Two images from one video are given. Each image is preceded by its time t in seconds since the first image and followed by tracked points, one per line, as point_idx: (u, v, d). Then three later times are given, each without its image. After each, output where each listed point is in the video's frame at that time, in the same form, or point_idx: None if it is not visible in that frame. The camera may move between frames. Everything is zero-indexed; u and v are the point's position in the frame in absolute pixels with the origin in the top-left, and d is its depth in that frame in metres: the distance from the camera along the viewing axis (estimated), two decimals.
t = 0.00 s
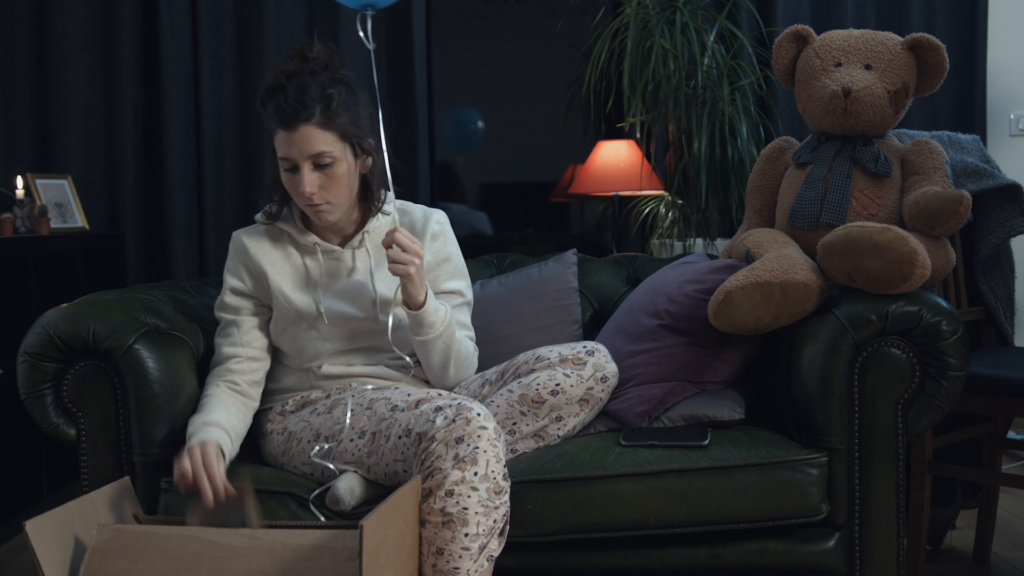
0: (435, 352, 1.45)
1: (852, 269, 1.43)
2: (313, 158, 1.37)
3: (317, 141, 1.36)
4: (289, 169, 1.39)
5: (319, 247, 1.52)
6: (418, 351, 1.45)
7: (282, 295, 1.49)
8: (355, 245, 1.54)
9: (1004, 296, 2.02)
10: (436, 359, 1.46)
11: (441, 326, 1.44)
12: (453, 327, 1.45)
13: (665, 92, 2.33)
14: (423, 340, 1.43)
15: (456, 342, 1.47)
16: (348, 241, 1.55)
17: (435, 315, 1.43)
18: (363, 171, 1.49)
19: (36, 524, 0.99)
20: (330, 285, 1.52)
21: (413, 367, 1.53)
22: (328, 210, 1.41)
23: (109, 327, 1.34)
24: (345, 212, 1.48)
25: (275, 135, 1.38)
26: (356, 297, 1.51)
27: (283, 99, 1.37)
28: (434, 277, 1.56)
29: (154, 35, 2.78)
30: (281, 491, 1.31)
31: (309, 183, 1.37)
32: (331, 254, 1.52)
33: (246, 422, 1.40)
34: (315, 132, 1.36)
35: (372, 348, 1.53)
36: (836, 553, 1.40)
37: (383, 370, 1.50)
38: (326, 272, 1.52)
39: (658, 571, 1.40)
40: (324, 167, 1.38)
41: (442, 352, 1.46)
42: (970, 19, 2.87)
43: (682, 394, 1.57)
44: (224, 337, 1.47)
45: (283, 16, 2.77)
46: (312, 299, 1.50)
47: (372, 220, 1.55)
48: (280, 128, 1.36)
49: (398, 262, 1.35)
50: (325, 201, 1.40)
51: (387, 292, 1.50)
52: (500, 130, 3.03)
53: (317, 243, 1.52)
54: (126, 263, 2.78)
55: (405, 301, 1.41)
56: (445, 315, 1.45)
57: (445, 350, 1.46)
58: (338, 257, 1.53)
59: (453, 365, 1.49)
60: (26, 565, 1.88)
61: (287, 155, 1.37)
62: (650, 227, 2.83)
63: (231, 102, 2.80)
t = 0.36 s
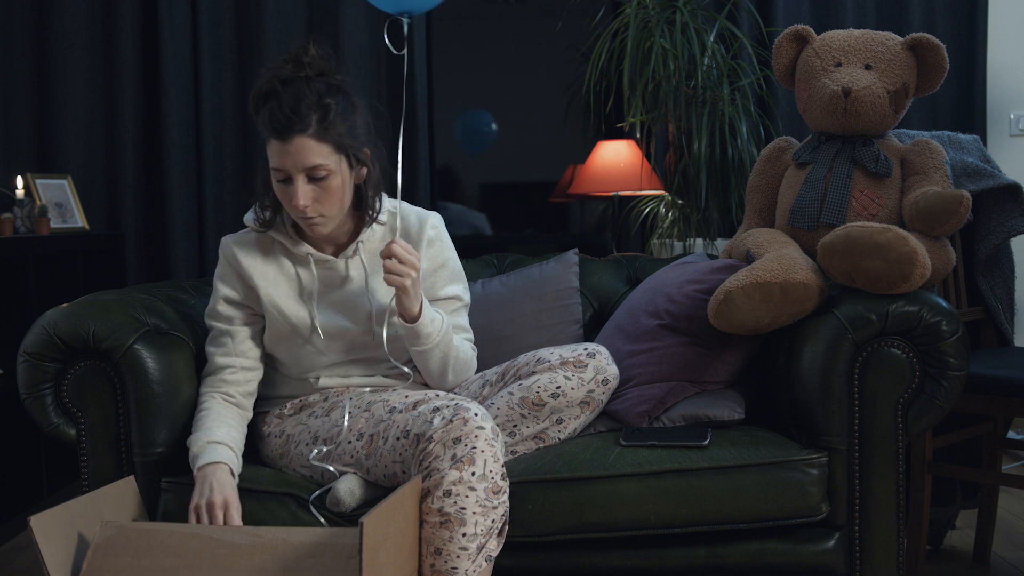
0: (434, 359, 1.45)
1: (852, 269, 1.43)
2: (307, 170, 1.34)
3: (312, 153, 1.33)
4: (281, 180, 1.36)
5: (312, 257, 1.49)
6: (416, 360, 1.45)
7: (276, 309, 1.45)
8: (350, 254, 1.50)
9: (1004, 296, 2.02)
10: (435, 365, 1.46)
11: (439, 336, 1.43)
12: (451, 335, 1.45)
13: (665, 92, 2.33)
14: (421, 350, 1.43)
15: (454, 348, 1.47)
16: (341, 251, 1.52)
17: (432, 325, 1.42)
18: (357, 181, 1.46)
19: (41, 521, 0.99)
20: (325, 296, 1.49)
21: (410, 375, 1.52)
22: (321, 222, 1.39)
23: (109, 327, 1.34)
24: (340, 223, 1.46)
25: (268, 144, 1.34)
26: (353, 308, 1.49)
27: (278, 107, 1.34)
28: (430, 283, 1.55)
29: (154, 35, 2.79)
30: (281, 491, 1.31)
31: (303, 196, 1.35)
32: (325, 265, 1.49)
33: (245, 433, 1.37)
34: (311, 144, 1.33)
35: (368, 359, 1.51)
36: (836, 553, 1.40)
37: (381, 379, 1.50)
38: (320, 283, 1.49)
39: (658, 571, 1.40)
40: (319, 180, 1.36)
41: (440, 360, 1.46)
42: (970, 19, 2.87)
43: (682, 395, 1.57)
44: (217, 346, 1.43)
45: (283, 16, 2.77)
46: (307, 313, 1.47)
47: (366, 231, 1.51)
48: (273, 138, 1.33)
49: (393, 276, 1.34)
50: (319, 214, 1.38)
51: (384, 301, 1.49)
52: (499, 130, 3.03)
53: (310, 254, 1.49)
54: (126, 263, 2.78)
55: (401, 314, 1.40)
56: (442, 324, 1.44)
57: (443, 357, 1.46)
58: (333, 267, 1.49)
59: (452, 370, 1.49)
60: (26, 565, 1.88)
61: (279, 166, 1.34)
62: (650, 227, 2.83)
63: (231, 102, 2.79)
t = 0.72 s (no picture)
0: (438, 365, 1.45)
1: (851, 269, 1.43)
2: (309, 174, 1.32)
3: (314, 156, 1.32)
4: (279, 183, 1.34)
5: (310, 268, 1.47)
6: (419, 365, 1.45)
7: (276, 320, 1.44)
8: (349, 261, 1.49)
9: (1004, 296, 2.02)
10: (438, 370, 1.46)
11: (441, 342, 1.43)
12: (453, 340, 1.45)
13: (665, 92, 2.33)
14: (424, 357, 1.43)
15: (456, 351, 1.47)
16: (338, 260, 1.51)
17: (435, 333, 1.41)
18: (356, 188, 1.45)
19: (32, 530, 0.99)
20: (324, 304, 1.48)
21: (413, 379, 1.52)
22: (320, 228, 1.37)
23: (109, 327, 1.34)
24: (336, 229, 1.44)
25: (268, 146, 1.33)
26: (354, 317, 1.48)
27: (280, 107, 1.33)
28: (431, 285, 1.55)
29: (154, 35, 2.79)
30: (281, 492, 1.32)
31: (303, 201, 1.33)
32: (323, 274, 1.48)
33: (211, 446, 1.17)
34: (313, 146, 1.32)
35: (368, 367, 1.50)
36: (836, 553, 1.40)
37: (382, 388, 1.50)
38: (318, 293, 1.48)
39: (658, 571, 1.39)
40: (319, 184, 1.34)
41: (444, 364, 1.46)
42: (970, 19, 2.87)
43: (682, 395, 1.57)
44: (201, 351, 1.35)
45: (283, 16, 2.77)
46: (307, 323, 1.46)
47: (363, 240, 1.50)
48: (275, 139, 1.32)
49: (396, 290, 1.33)
50: (318, 219, 1.35)
51: (387, 308, 1.48)
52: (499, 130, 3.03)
53: (308, 265, 1.47)
54: (126, 263, 2.78)
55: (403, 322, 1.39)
56: (444, 330, 1.43)
57: (447, 362, 1.46)
58: (331, 276, 1.48)
59: (454, 372, 1.49)
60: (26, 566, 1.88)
61: (279, 168, 1.32)
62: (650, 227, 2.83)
63: (230, 102, 2.79)
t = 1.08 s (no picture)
0: (428, 362, 1.44)
1: (852, 269, 1.43)
2: (322, 150, 1.35)
3: (330, 134, 1.35)
4: (290, 158, 1.36)
5: (308, 258, 1.48)
6: (410, 361, 1.44)
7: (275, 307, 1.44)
8: (346, 254, 1.52)
9: (1004, 296, 2.02)
10: (430, 366, 1.45)
11: (432, 336, 1.42)
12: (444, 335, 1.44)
13: (665, 92, 2.33)
14: (415, 351, 1.42)
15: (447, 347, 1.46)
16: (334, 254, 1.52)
17: (426, 326, 1.41)
18: (359, 179, 1.46)
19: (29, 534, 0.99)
20: (320, 294, 1.48)
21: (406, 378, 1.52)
22: (323, 210, 1.37)
23: (109, 327, 1.34)
24: (336, 216, 1.44)
25: (284, 120, 1.36)
26: (350, 310, 1.48)
27: (301, 84, 1.37)
28: (423, 279, 1.55)
29: (154, 35, 2.79)
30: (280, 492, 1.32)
31: (313, 176, 1.35)
32: (320, 264, 1.49)
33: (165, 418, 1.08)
34: (330, 124, 1.35)
35: (362, 362, 1.49)
36: (836, 553, 1.40)
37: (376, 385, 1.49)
38: (315, 284, 1.48)
39: (658, 571, 1.39)
40: (331, 163, 1.37)
41: (435, 360, 1.44)
42: (970, 19, 2.87)
43: (681, 394, 1.57)
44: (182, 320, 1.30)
45: (283, 16, 2.77)
46: (305, 310, 1.46)
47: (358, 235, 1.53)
48: (294, 112, 1.35)
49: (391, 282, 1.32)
50: (324, 199, 1.36)
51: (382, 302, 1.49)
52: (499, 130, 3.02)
53: (307, 255, 1.48)
54: (126, 263, 2.78)
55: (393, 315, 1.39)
56: (435, 324, 1.43)
57: (437, 358, 1.44)
58: (328, 268, 1.49)
59: (446, 370, 1.47)
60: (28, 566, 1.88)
61: (293, 141, 1.34)
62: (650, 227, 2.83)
63: (231, 102, 2.79)
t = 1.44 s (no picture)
0: (414, 345, 1.45)
1: (852, 269, 1.43)
2: (328, 131, 1.37)
3: (336, 115, 1.37)
4: (297, 138, 1.37)
5: (298, 237, 1.52)
6: (396, 345, 1.45)
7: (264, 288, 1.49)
8: (336, 235, 1.54)
9: (1004, 296, 2.02)
10: (416, 350, 1.46)
11: (416, 319, 1.43)
12: (429, 319, 1.45)
13: (665, 92, 2.33)
14: (399, 333, 1.43)
15: (434, 332, 1.47)
16: (325, 232, 1.55)
17: (409, 308, 1.42)
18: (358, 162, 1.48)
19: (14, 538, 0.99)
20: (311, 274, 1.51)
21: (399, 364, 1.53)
22: (327, 188, 1.41)
23: (109, 327, 1.34)
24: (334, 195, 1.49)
25: (290, 101, 1.37)
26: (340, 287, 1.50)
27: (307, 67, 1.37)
28: (411, 264, 1.57)
29: (154, 35, 2.79)
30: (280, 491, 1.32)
31: (320, 155, 1.37)
32: (311, 245, 1.52)
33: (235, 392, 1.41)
34: (336, 106, 1.37)
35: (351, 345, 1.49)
36: (836, 553, 1.40)
37: (369, 370, 1.48)
38: (306, 264, 1.52)
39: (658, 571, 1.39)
40: (335, 144, 1.39)
41: (421, 344, 1.46)
42: (970, 19, 2.87)
43: (681, 395, 1.57)
44: (217, 332, 1.47)
45: (283, 16, 2.76)
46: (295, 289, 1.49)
47: (350, 213, 1.55)
48: (301, 94, 1.36)
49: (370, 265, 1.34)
50: (329, 177, 1.40)
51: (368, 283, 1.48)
52: (500, 130, 3.02)
53: (296, 234, 1.52)
54: (126, 263, 2.78)
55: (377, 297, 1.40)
56: (420, 307, 1.44)
57: (424, 341, 1.45)
58: (318, 247, 1.52)
59: (435, 357, 1.48)
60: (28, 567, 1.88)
61: (301, 121, 1.36)
62: (650, 227, 2.83)
63: (231, 102, 2.79)
